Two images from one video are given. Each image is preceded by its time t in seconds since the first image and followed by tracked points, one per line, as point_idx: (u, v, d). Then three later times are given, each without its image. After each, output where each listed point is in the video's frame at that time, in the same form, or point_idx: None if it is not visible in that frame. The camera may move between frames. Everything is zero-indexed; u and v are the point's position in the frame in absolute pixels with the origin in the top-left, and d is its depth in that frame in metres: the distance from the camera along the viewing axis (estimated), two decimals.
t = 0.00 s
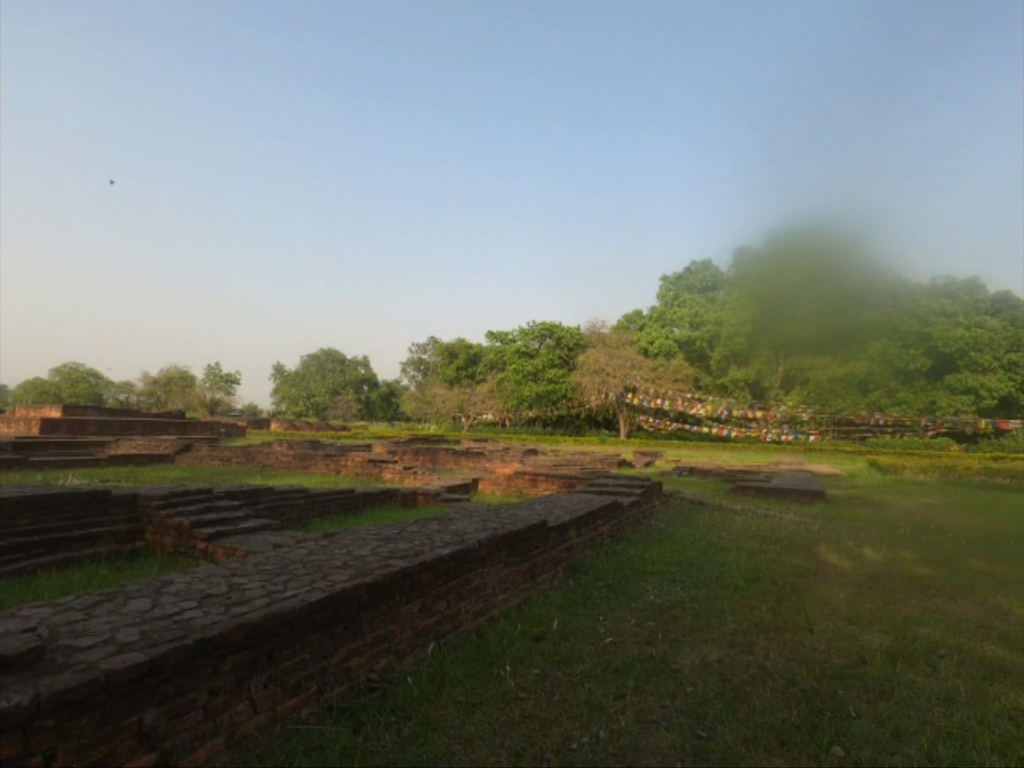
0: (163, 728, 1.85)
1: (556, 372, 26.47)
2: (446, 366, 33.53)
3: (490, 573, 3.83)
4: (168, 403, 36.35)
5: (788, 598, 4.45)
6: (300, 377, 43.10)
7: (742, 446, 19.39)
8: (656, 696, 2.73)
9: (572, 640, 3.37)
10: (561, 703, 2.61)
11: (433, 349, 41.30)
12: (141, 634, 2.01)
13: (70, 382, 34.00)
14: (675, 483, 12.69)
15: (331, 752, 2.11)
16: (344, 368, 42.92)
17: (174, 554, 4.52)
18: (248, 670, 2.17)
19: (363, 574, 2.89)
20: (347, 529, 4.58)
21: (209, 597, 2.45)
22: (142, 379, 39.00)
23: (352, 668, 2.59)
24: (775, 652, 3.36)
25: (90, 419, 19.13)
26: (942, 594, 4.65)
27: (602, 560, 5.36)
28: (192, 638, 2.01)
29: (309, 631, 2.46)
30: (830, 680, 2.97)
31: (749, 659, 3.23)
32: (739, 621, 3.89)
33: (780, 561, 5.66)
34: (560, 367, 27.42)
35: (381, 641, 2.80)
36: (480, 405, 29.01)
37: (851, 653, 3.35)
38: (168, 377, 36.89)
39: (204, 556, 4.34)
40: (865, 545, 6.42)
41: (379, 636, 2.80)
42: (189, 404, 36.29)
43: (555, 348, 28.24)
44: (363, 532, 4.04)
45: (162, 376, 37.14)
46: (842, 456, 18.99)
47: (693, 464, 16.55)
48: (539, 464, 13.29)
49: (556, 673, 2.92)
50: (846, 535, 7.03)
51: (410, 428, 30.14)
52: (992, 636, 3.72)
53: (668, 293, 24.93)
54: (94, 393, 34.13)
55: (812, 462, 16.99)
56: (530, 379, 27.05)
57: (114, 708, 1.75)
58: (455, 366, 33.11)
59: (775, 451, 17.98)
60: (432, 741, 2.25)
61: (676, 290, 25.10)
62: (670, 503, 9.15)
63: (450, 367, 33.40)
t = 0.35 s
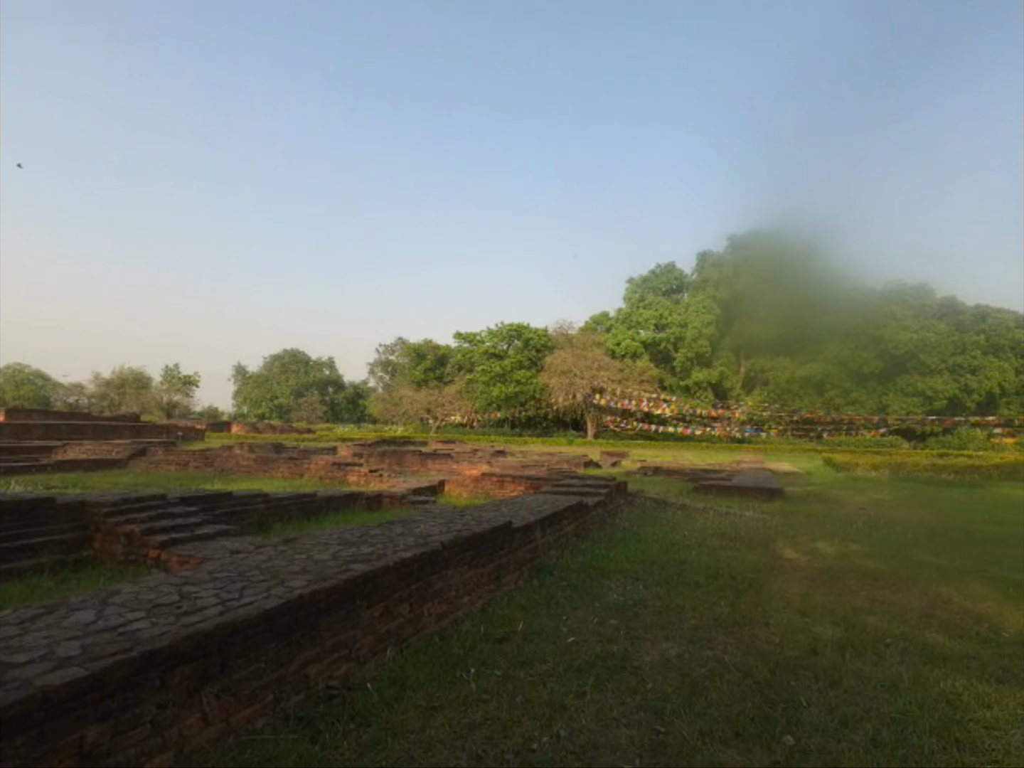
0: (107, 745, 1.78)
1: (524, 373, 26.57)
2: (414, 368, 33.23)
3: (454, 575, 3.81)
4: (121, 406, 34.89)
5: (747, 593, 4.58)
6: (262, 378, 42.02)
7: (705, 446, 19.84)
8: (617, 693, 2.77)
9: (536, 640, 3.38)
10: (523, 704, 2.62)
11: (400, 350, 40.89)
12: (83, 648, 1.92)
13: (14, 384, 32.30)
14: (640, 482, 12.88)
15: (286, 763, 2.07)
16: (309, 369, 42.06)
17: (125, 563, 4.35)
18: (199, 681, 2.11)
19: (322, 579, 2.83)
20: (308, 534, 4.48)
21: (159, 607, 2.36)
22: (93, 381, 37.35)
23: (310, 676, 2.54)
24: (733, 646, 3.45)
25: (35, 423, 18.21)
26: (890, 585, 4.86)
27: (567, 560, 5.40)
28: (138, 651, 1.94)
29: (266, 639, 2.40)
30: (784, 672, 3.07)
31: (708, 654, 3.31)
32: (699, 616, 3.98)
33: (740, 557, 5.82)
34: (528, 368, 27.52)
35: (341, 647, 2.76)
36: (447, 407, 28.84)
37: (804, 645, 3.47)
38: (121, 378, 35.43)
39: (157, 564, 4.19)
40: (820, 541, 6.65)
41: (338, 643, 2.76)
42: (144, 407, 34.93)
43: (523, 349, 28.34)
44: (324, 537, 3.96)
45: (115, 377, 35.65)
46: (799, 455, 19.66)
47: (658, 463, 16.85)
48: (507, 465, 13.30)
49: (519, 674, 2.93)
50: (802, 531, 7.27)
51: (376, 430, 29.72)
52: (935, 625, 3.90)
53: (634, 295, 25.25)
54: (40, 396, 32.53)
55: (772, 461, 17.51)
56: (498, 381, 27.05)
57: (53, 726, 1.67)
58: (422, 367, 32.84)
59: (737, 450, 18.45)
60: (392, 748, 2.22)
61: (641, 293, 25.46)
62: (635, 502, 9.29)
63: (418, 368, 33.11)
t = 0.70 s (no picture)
0: (96, 745, 1.78)
1: (522, 373, 26.58)
2: (411, 367, 33.20)
3: (447, 575, 3.82)
4: (117, 405, 34.78)
5: (740, 592, 4.59)
6: (259, 378, 41.92)
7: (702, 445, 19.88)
8: (608, 692, 2.78)
9: (528, 639, 3.39)
10: (514, 703, 2.62)
11: (398, 350, 40.86)
12: (72, 647, 1.92)
13: (9, 382, 32.16)
14: (637, 482, 12.89)
15: (276, 762, 2.07)
16: (306, 368, 41.98)
17: (118, 563, 4.34)
18: (189, 681, 2.11)
19: (315, 579, 2.83)
20: (301, 533, 4.48)
21: (149, 607, 2.36)
22: (89, 380, 37.20)
23: (302, 675, 2.55)
24: (726, 645, 3.46)
25: (30, 422, 18.15)
26: (882, 584, 4.88)
27: (562, 559, 5.41)
28: (128, 650, 1.93)
29: (257, 638, 2.41)
30: (775, 670, 3.09)
31: (700, 653, 3.32)
32: (692, 616, 3.99)
33: (734, 557, 5.83)
34: (525, 368, 27.52)
35: (333, 647, 2.76)
36: (445, 406, 28.82)
37: (796, 644, 3.49)
38: (117, 377, 35.32)
39: (150, 564, 4.18)
40: (813, 540, 6.67)
41: (330, 642, 2.76)
42: (140, 406, 34.83)
43: (520, 349, 28.36)
44: (316, 536, 3.95)
45: (111, 376, 35.52)
46: (795, 454, 19.70)
47: (654, 463, 16.87)
48: (503, 464, 13.28)
49: (511, 673, 2.94)
50: (797, 531, 7.29)
51: (373, 430, 29.69)
52: (926, 624, 3.92)
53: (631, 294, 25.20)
54: (36, 394, 32.42)
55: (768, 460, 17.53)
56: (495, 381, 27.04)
57: (40, 726, 1.67)
58: (420, 367, 32.82)
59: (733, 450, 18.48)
60: (382, 747, 2.22)
61: (639, 292, 25.44)
62: (631, 502, 9.31)
63: (415, 368, 33.08)
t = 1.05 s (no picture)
0: (115, 725, 1.83)
1: (538, 368, 26.55)
2: (428, 361, 33.37)
3: (460, 568, 3.84)
4: (142, 395, 35.56)
5: (755, 591, 4.54)
6: (279, 370, 42.51)
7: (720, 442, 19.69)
8: (619, 688, 2.78)
9: (539, 633, 3.40)
10: (524, 696, 2.64)
11: (416, 344, 41.10)
12: (92, 631, 1.97)
13: (39, 373, 33.09)
14: (653, 478, 12.82)
15: (288, 747, 2.11)
16: (325, 361, 42.48)
17: (140, 550, 4.45)
18: (205, 666, 2.16)
19: (328, 569, 2.87)
20: (317, 523, 4.55)
21: (168, 593, 2.41)
22: (115, 371, 38.12)
23: (314, 663, 2.59)
24: (739, 644, 3.44)
25: (60, 411, 18.69)
26: (902, 586, 4.79)
27: (575, 554, 5.41)
28: (146, 634, 1.98)
29: (272, 626, 2.45)
30: (789, 671, 3.05)
31: (712, 651, 3.30)
32: (706, 613, 3.96)
33: (750, 555, 5.77)
34: (542, 363, 27.48)
35: (346, 635, 2.80)
36: (461, 400, 28.95)
37: (811, 644, 3.44)
38: (142, 369, 36.12)
39: (171, 551, 4.28)
40: (832, 540, 6.57)
41: (343, 631, 2.80)
42: (164, 396, 35.61)
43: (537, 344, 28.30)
44: (331, 527, 4.01)
45: (136, 368, 36.34)
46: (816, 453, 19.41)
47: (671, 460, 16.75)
48: (519, 459, 13.30)
49: (521, 666, 2.95)
50: (815, 530, 7.19)
51: (390, 423, 29.92)
52: (947, 627, 3.84)
53: (649, 290, 24.97)
54: (66, 385, 33.35)
55: (788, 458, 17.29)
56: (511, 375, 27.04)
57: (62, 706, 1.72)
58: (437, 361, 32.98)
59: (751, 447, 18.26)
60: (392, 735, 2.25)
61: (657, 287, 25.20)
62: (646, 498, 9.26)
63: (432, 362, 33.24)
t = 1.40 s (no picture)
0: (172, 692, 1.93)
1: (571, 357, 26.40)
2: (460, 349, 33.58)
3: (494, 554, 3.88)
4: (187, 379, 36.90)
5: (794, 587, 4.45)
6: (315, 357, 43.45)
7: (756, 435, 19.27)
8: (654, 679, 2.77)
9: (573, 622, 3.41)
10: (559, 682, 2.66)
11: (448, 332, 41.39)
12: (150, 602, 2.07)
13: (92, 357, 34.67)
14: (686, 470, 12.66)
15: (332, 720, 2.18)
16: (360, 348, 43.21)
17: (189, 526, 4.64)
18: (254, 639, 2.24)
19: (368, 551, 2.94)
20: (356, 507, 4.66)
21: (218, 569, 2.51)
22: (161, 355, 39.62)
23: (356, 641, 2.67)
24: (777, 641, 3.38)
25: (111, 393, 19.58)
26: (950, 588, 4.62)
27: (608, 544, 5.40)
28: (200, 608, 2.07)
29: (315, 604, 2.53)
30: (830, 670, 2.98)
31: (749, 647, 3.25)
32: (743, 608, 3.90)
33: (788, 551, 5.65)
34: (574, 352, 27.31)
35: (385, 616, 2.87)
36: (493, 389, 29.07)
37: (852, 644, 3.36)
38: (187, 354, 37.45)
39: (217, 528, 4.46)
40: (874, 538, 6.38)
41: (383, 612, 2.87)
42: (207, 381, 36.90)
43: (570, 333, 28.10)
44: (370, 510, 4.10)
45: (181, 352, 37.68)
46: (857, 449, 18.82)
47: (705, 452, 16.49)
48: (550, 448, 13.30)
49: (556, 653, 2.97)
50: (857, 527, 6.98)
51: (422, 410, 30.30)
52: (999, 632, 3.69)
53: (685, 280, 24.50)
54: (116, 368, 34.91)
55: (827, 453, 16.80)
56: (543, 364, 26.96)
57: (125, 672, 1.82)
58: (469, 349, 33.16)
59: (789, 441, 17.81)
60: (431, 715, 2.30)
61: (693, 276, 24.71)
62: (680, 490, 9.14)
63: (464, 350, 33.44)
